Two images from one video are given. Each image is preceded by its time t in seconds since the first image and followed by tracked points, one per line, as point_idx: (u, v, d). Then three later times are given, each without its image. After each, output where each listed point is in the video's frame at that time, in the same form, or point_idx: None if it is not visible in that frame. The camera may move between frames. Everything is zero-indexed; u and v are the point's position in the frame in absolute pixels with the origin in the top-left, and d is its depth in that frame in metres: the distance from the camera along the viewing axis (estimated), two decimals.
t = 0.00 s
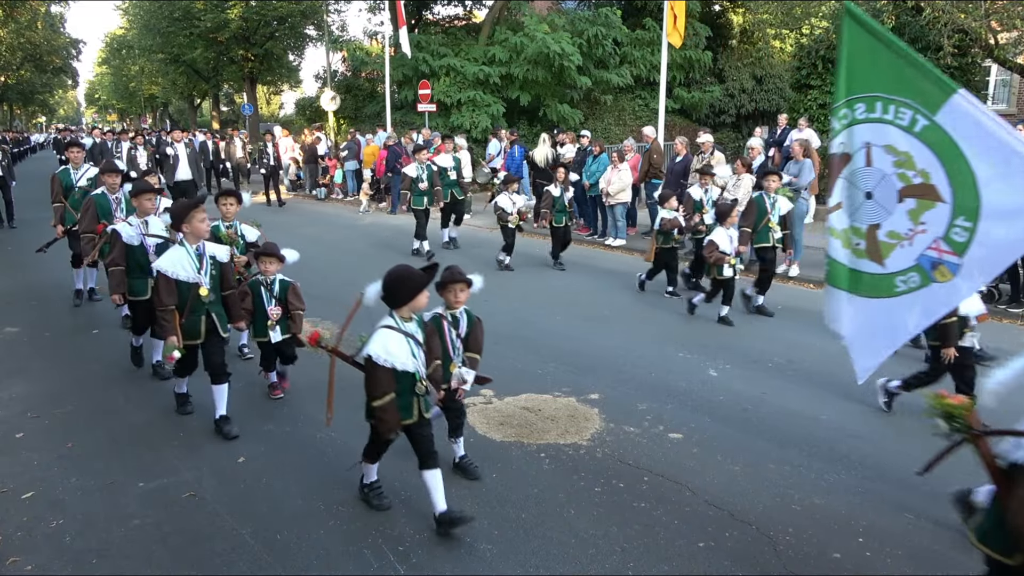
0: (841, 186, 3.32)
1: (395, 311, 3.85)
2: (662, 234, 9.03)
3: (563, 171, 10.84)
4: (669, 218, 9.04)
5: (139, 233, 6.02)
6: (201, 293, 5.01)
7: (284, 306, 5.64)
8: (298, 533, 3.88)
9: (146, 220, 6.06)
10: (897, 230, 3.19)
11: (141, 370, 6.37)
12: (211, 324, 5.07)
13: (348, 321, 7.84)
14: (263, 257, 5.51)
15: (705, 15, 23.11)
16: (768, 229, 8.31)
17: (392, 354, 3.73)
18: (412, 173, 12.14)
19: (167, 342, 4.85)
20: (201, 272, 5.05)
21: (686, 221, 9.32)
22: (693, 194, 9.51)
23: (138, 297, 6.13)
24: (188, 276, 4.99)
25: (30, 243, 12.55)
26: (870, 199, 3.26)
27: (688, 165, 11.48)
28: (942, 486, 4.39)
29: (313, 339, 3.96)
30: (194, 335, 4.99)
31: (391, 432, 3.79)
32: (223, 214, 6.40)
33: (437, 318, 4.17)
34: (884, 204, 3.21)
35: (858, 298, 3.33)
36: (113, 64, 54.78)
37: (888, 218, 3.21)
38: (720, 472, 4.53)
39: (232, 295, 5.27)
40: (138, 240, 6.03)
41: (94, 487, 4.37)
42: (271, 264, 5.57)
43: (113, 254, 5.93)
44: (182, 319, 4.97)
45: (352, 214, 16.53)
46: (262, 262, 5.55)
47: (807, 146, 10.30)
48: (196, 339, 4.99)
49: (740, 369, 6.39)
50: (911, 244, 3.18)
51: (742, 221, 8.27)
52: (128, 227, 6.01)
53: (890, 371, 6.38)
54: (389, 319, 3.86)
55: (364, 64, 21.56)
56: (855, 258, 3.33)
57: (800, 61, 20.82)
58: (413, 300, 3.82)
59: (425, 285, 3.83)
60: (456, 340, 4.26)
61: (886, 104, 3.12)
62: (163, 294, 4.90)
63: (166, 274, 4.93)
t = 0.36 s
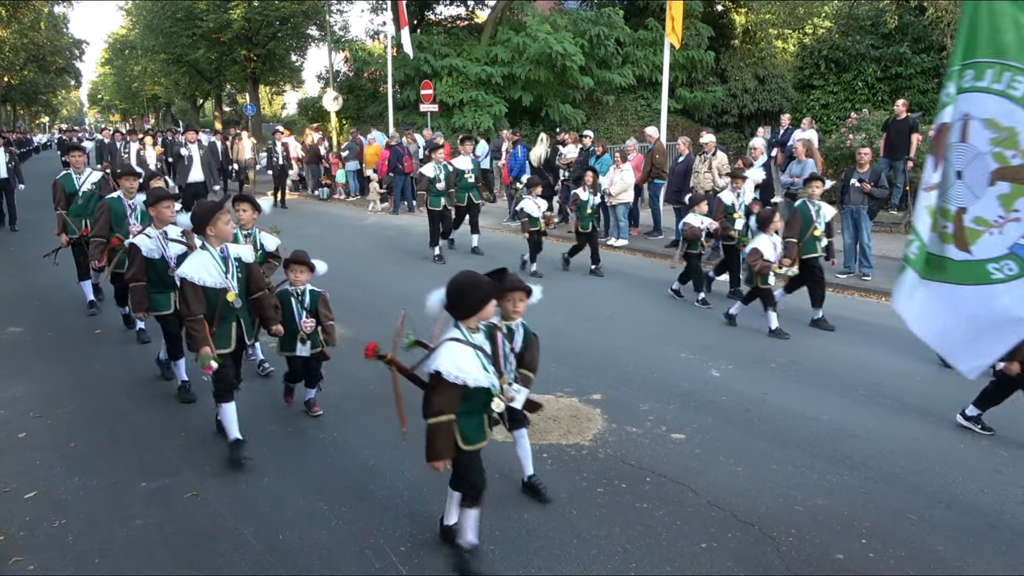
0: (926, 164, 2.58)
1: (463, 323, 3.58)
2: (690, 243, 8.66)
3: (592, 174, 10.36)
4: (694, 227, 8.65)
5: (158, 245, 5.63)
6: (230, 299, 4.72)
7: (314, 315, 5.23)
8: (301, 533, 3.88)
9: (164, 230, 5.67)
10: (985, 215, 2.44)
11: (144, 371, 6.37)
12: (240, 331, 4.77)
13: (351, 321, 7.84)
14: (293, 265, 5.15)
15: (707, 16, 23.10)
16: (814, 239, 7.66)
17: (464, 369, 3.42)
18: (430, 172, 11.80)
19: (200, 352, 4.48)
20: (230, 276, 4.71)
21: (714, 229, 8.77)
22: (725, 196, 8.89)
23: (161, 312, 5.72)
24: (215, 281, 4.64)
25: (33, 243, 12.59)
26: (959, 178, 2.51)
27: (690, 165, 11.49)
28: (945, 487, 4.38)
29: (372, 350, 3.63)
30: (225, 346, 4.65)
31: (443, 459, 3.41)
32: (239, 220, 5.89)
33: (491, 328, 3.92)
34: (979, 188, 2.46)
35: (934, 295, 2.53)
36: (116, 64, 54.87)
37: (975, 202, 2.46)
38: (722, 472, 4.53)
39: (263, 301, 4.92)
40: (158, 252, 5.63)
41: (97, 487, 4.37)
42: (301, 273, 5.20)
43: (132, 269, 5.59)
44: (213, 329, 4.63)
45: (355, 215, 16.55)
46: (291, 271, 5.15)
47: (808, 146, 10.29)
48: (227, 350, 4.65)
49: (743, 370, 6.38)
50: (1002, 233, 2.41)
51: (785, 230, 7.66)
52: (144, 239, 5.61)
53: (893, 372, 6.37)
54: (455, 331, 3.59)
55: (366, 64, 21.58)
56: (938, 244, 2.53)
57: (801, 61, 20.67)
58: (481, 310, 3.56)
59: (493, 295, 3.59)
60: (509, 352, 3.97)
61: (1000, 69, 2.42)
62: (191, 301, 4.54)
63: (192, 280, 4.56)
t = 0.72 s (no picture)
0: None
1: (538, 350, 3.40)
2: (723, 247, 8.34)
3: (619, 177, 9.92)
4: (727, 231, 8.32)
5: (180, 249, 5.23)
6: (260, 310, 4.35)
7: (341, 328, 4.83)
8: (304, 533, 3.88)
9: (185, 233, 5.27)
10: None
11: (148, 371, 6.38)
12: (268, 343, 4.44)
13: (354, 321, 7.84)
14: (316, 279, 4.68)
15: (710, 16, 23.07)
16: (859, 243, 7.31)
17: (548, 404, 3.25)
18: (453, 176, 11.17)
19: (231, 371, 4.17)
20: (257, 285, 4.37)
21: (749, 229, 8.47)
22: (763, 196, 8.55)
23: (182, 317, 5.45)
24: (243, 292, 4.30)
25: (36, 243, 12.62)
26: None
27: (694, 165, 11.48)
28: (949, 488, 4.37)
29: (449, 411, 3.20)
30: (254, 361, 4.34)
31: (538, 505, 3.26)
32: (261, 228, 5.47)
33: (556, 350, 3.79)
34: None
35: None
36: (119, 65, 54.98)
37: None
38: (725, 473, 4.52)
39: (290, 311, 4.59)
40: (180, 256, 5.23)
41: (100, 486, 4.37)
42: (327, 287, 4.73)
43: (155, 274, 5.04)
44: (241, 344, 4.30)
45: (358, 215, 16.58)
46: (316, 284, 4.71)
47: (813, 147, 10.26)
48: (257, 365, 4.34)
49: (746, 370, 6.38)
50: None
51: (831, 235, 7.25)
52: (166, 242, 5.18)
53: (896, 372, 6.35)
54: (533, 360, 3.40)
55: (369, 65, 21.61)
56: None
57: (806, 61, 21.40)
58: (559, 335, 3.33)
59: (571, 316, 3.36)
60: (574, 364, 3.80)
61: None
62: (218, 314, 4.18)
63: (219, 290, 4.20)
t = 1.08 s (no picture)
0: None
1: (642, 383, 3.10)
2: (766, 253, 8.07)
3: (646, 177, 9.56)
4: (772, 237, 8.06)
5: (207, 255, 4.99)
6: (296, 338, 3.90)
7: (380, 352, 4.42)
8: (307, 534, 3.89)
9: (213, 239, 5.04)
10: None
11: (153, 371, 6.40)
12: (302, 373, 3.96)
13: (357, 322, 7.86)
14: (356, 293, 4.32)
15: (713, 17, 23.09)
16: (916, 248, 7.24)
17: (655, 445, 2.94)
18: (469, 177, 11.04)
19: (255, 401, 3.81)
20: (295, 311, 3.90)
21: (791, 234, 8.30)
22: (805, 199, 8.35)
23: (210, 331, 5.01)
24: (278, 315, 3.85)
25: (40, 243, 12.67)
26: None
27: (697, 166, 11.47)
28: (953, 489, 4.36)
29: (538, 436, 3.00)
30: (286, 393, 3.88)
31: (660, 559, 2.94)
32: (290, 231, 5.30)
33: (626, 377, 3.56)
34: None
35: None
36: (123, 65, 55.12)
37: None
38: (728, 473, 4.52)
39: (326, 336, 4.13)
40: (207, 262, 5.00)
41: (104, 486, 4.38)
42: (367, 302, 4.37)
43: (181, 284, 4.84)
44: (272, 372, 3.87)
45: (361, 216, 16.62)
46: (355, 299, 4.36)
47: (817, 148, 10.20)
48: (288, 399, 3.88)
49: (749, 371, 6.38)
50: None
51: (888, 238, 7.27)
52: (193, 248, 4.93)
53: (900, 374, 6.34)
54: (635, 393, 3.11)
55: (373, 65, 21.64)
56: None
57: (810, 62, 21.08)
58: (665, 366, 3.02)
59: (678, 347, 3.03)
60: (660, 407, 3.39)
61: None
62: (249, 337, 3.78)
63: (250, 312, 3.78)
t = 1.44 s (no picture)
0: None
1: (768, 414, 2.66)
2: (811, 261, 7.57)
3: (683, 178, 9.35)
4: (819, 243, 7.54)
5: (232, 272, 4.50)
6: (336, 351, 3.56)
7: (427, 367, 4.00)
8: (311, 533, 3.89)
9: (237, 253, 4.57)
10: None
11: (158, 370, 6.40)
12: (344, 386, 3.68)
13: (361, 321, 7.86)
14: (402, 305, 3.92)
15: (717, 16, 23.05)
16: (973, 256, 6.64)
17: (778, 492, 2.56)
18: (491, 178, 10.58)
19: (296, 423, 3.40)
20: (335, 320, 3.56)
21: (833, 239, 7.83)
22: (845, 205, 8.11)
23: (235, 353, 4.50)
24: (318, 328, 3.49)
25: (45, 243, 12.72)
26: None
27: (700, 165, 11.43)
28: (957, 490, 4.35)
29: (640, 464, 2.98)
30: (327, 411, 3.56)
31: None
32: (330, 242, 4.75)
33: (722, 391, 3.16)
34: None
35: None
36: (127, 65, 55.26)
37: None
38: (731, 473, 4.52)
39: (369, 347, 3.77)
40: (231, 279, 4.50)
41: (109, 485, 4.39)
42: (414, 315, 3.95)
43: (203, 302, 4.43)
44: (313, 390, 3.53)
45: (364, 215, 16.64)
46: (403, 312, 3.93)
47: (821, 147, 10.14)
48: (330, 417, 3.56)
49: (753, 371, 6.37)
50: None
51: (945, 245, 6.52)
52: (216, 265, 4.47)
53: (905, 374, 6.32)
54: (757, 428, 2.68)
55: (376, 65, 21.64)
56: None
57: (814, 61, 20.82)
58: (795, 399, 2.56)
59: (815, 378, 2.54)
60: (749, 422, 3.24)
61: None
62: (287, 353, 3.41)
63: (289, 327, 3.42)
